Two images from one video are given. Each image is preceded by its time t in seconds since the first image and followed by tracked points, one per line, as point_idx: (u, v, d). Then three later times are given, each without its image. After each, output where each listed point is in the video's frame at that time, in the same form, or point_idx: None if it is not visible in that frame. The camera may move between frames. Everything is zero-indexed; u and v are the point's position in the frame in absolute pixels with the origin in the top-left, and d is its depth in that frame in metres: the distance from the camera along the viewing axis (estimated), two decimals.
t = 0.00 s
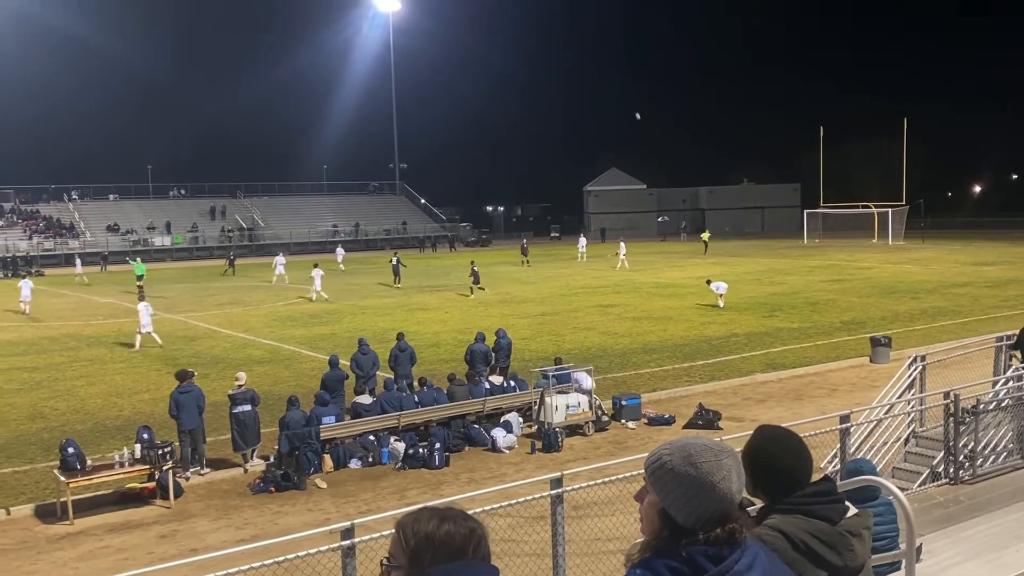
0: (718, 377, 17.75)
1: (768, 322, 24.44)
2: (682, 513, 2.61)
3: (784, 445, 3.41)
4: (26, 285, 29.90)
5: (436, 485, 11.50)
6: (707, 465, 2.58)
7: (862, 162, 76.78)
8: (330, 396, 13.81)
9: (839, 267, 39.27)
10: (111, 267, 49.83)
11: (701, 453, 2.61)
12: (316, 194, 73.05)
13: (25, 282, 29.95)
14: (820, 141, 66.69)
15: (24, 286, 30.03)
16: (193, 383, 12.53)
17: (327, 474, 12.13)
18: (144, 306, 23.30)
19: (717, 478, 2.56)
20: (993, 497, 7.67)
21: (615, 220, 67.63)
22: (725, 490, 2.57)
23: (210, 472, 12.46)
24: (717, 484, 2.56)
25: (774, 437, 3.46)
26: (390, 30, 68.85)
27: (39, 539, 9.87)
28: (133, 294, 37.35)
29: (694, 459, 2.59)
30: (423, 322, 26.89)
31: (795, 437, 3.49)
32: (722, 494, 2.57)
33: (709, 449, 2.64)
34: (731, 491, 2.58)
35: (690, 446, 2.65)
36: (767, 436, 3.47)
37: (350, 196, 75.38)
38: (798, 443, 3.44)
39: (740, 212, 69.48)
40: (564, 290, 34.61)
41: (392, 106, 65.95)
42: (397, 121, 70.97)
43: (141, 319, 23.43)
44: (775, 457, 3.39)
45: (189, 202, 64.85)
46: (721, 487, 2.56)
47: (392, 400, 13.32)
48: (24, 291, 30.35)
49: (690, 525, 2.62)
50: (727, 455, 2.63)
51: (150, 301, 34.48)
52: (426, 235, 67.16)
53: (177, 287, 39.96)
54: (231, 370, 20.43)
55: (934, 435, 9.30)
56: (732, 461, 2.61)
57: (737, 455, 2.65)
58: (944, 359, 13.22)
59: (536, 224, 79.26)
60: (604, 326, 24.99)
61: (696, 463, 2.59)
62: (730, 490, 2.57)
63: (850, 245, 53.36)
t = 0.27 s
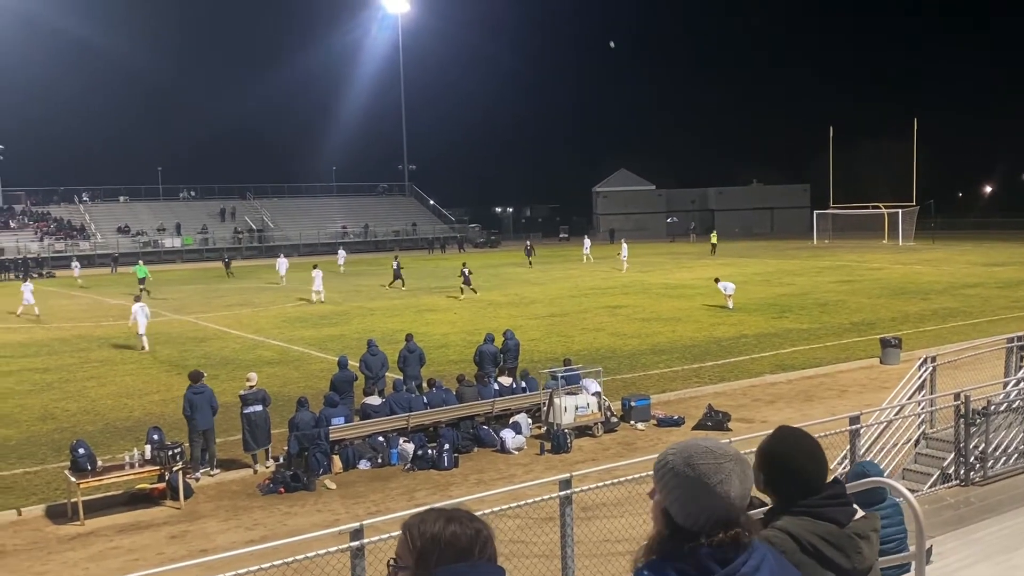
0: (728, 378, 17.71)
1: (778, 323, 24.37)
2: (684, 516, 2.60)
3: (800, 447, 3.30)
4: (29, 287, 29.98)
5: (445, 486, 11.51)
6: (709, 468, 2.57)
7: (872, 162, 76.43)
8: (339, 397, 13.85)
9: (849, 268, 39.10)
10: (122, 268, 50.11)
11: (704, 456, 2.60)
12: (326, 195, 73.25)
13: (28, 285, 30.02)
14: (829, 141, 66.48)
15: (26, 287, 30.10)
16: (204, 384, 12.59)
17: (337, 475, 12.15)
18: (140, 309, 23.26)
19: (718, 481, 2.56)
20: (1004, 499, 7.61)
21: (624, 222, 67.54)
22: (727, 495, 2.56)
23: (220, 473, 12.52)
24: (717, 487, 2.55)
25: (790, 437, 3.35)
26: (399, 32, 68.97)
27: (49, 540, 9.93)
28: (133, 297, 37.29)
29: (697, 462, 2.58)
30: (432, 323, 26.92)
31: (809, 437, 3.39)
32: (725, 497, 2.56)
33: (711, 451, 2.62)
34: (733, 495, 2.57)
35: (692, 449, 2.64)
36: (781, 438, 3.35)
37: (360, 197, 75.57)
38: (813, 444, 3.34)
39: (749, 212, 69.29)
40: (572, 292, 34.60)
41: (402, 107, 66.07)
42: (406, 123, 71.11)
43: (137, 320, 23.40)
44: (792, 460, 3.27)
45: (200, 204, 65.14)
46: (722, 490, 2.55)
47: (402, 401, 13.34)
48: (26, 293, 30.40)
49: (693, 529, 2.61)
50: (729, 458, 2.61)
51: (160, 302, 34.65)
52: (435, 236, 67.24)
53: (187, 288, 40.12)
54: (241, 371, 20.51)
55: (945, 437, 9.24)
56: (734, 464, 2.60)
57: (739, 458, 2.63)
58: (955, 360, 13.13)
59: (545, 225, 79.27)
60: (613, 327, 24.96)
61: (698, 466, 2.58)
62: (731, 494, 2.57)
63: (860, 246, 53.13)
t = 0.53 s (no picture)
0: (740, 379, 17.65)
1: (790, 323, 24.28)
2: (691, 518, 2.61)
3: (815, 451, 3.28)
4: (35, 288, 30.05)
5: (457, 487, 11.53)
6: (714, 471, 2.58)
7: (886, 162, 75.97)
8: (351, 398, 13.90)
9: (862, 269, 38.90)
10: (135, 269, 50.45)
11: (710, 458, 2.60)
12: (337, 197, 73.46)
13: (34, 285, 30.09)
14: (842, 141, 66.19)
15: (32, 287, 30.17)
16: (218, 385, 12.67)
17: (349, 476, 12.20)
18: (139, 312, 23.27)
19: (722, 483, 2.56)
20: (1019, 501, 7.56)
21: (636, 222, 67.41)
22: (734, 499, 2.56)
23: (233, 473, 12.60)
24: (721, 490, 2.56)
25: (804, 440, 3.33)
26: (410, 33, 69.14)
27: (63, 540, 10.02)
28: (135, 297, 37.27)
29: (702, 464, 2.59)
30: (443, 324, 26.97)
31: (823, 441, 3.37)
32: (730, 500, 2.56)
33: (719, 454, 2.62)
34: (738, 497, 2.57)
35: (697, 451, 2.65)
36: (796, 441, 3.33)
37: (371, 198, 75.76)
38: (826, 446, 3.32)
39: (761, 213, 69.01)
40: (583, 293, 34.57)
41: (413, 108, 66.22)
42: (417, 124, 71.22)
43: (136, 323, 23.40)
44: (807, 464, 3.26)
45: (212, 206, 65.50)
46: (725, 493, 2.56)
47: (413, 402, 13.38)
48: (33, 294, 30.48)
49: (700, 530, 2.62)
50: (734, 460, 2.61)
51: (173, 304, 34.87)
52: (447, 237, 67.33)
53: (201, 289, 40.36)
54: (253, 371, 20.62)
55: (958, 438, 9.18)
56: (740, 467, 2.59)
57: (746, 460, 2.63)
58: (969, 361, 13.03)
59: (556, 226, 79.26)
60: (625, 328, 24.92)
61: (703, 469, 2.59)
62: (737, 497, 2.56)
63: (872, 246, 52.84)
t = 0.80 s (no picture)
0: (753, 380, 17.59)
1: (804, 324, 24.18)
2: (702, 518, 2.62)
3: (826, 451, 3.26)
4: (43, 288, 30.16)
5: (469, 487, 11.55)
6: (723, 472, 2.58)
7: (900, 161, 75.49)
8: (363, 398, 13.94)
9: (876, 269, 38.74)
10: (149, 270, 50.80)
11: (720, 459, 2.60)
12: (350, 197, 73.74)
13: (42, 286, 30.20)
14: (855, 140, 65.81)
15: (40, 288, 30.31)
16: (230, 385, 12.73)
17: (361, 475, 12.24)
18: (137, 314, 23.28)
19: (731, 484, 2.56)
20: None
21: (648, 222, 67.28)
22: (746, 502, 2.56)
23: (246, 473, 12.67)
24: (731, 492, 2.56)
25: (816, 441, 3.31)
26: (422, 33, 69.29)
27: (78, 539, 10.10)
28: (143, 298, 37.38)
29: (711, 465, 2.59)
30: (456, 324, 27.04)
31: (835, 440, 3.36)
32: (740, 502, 2.56)
33: (730, 456, 2.60)
34: (748, 499, 2.57)
35: (708, 452, 2.65)
36: (808, 440, 3.32)
37: (384, 199, 75.98)
38: (838, 447, 3.31)
39: (774, 213, 68.71)
40: (595, 293, 34.57)
41: (425, 108, 66.35)
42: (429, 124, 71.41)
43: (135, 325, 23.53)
44: (819, 465, 3.24)
45: (226, 207, 65.83)
46: (735, 495, 2.56)
47: (425, 402, 13.42)
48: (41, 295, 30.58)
49: (710, 530, 2.62)
50: (745, 462, 2.60)
51: (186, 304, 35.07)
52: (458, 238, 67.43)
53: (214, 290, 40.59)
54: (267, 371, 20.73)
55: (973, 439, 9.12)
56: (750, 470, 2.58)
57: (756, 462, 2.62)
58: (984, 361, 12.94)
59: (568, 226, 79.19)
60: (637, 329, 24.89)
61: (713, 469, 2.59)
62: (747, 498, 2.56)
63: (886, 246, 52.58)
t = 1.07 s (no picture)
0: (770, 381, 17.50)
1: (821, 325, 24.02)
2: (715, 522, 2.64)
3: (848, 451, 3.32)
4: (55, 289, 30.29)
5: (484, 487, 11.58)
6: (736, 476, 2.60)
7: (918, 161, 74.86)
8: (379, 398, 14.00)
9: (894, 269, 38.46)
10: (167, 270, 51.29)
11: (733, 463, 2.62)
12: (366, 198, 74.02)
13: (55, 287, 30.37)
14: (873, 140, 65.32)
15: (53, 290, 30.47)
16: (245, 385, 12.82)
17: (376, 476, 12.30)
18: (138, 313, 23.38)
19: (744, 489, 2.58)
20: None
21: (664, 223, 67.09)
22: (758, 507, 2.58)
23: (262, 473, 12.77)
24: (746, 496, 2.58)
25: (838, 441, 3.36)
26: (438, 33, 69.46)
27: (96, 538, 10.22)
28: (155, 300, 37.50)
29: (725, 469, 2.62)
30: (471, 325, 27.10)
31: (856, 441, 3.41)
32: (751, 507, 2.59)
33: (743, 460, 2.63)
34: (760, 504, 2.59)
35: (722, 456, 2.67)
36: (829, 440, 3.37)
37: (399, 199, 76.18)
38: (858, 448, 3.33)
39: (791, 213, 68.31)
40: (611, 293, 34.52)
41: (441, 109, 66.48)
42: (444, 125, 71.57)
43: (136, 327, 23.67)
44: (841, 465, 3.28)
45: (243, 208, 66.26)
46: (747, 499, 2.58)
47: (441, 402, 13.47)
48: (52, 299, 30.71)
49: (722, 533, 2.64)
50: (758, 468, 2.62)
51: (203, 305, 35.33)
52: (474, 238, 67.53)
53: (231, 291, 40.88)
54: (283, 372, 20.87)
55: (991, 440, 9.05)
56: (762, 478, 2.59)
57: (771, 470, 2.62)
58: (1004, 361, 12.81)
59: (583, 227, 79.08)
60: (653, 329, 24.82)
61: (726, 473, 2.62)
62: (759, 505, 2.58)
63: (904, 247, 52.17)
